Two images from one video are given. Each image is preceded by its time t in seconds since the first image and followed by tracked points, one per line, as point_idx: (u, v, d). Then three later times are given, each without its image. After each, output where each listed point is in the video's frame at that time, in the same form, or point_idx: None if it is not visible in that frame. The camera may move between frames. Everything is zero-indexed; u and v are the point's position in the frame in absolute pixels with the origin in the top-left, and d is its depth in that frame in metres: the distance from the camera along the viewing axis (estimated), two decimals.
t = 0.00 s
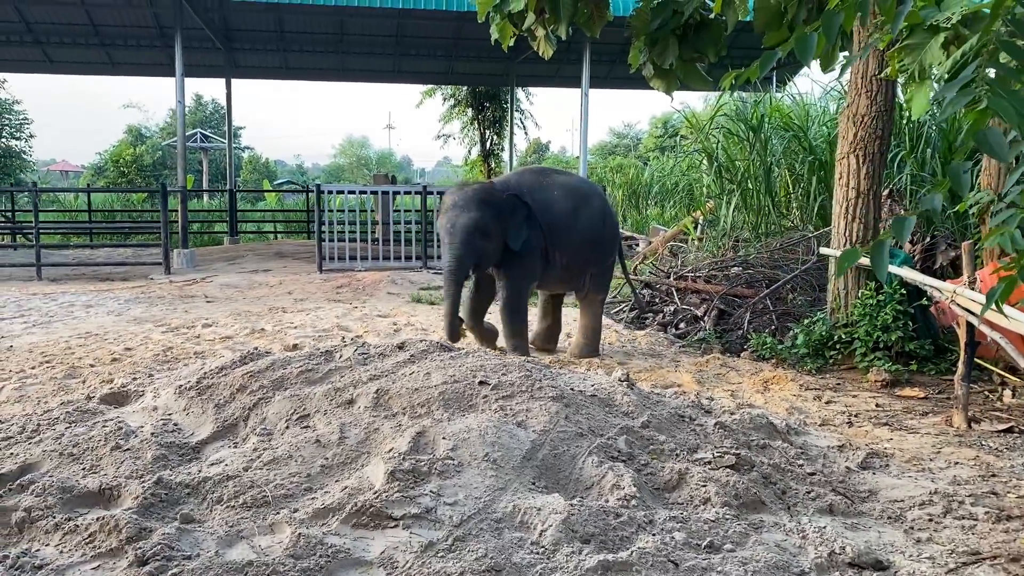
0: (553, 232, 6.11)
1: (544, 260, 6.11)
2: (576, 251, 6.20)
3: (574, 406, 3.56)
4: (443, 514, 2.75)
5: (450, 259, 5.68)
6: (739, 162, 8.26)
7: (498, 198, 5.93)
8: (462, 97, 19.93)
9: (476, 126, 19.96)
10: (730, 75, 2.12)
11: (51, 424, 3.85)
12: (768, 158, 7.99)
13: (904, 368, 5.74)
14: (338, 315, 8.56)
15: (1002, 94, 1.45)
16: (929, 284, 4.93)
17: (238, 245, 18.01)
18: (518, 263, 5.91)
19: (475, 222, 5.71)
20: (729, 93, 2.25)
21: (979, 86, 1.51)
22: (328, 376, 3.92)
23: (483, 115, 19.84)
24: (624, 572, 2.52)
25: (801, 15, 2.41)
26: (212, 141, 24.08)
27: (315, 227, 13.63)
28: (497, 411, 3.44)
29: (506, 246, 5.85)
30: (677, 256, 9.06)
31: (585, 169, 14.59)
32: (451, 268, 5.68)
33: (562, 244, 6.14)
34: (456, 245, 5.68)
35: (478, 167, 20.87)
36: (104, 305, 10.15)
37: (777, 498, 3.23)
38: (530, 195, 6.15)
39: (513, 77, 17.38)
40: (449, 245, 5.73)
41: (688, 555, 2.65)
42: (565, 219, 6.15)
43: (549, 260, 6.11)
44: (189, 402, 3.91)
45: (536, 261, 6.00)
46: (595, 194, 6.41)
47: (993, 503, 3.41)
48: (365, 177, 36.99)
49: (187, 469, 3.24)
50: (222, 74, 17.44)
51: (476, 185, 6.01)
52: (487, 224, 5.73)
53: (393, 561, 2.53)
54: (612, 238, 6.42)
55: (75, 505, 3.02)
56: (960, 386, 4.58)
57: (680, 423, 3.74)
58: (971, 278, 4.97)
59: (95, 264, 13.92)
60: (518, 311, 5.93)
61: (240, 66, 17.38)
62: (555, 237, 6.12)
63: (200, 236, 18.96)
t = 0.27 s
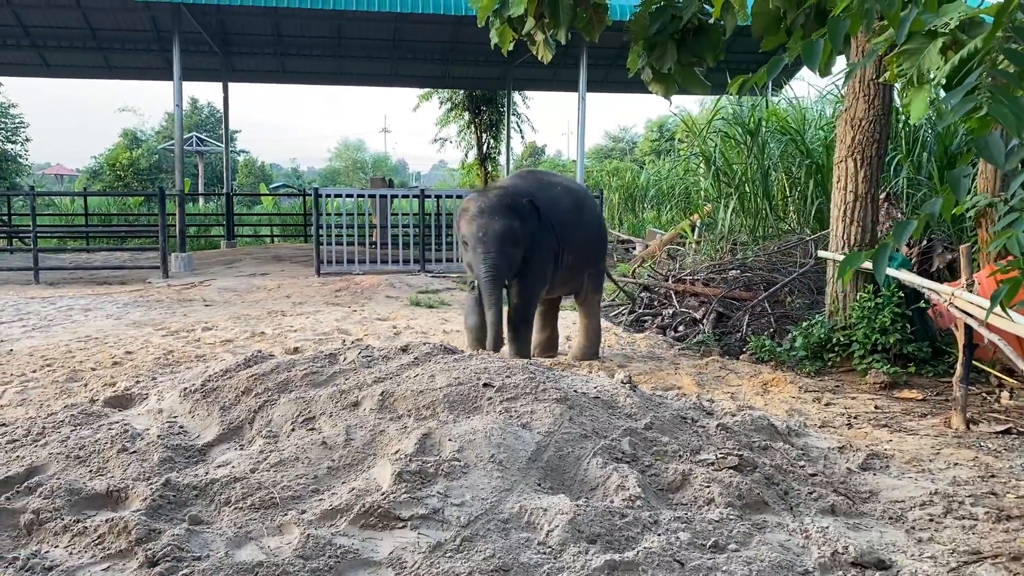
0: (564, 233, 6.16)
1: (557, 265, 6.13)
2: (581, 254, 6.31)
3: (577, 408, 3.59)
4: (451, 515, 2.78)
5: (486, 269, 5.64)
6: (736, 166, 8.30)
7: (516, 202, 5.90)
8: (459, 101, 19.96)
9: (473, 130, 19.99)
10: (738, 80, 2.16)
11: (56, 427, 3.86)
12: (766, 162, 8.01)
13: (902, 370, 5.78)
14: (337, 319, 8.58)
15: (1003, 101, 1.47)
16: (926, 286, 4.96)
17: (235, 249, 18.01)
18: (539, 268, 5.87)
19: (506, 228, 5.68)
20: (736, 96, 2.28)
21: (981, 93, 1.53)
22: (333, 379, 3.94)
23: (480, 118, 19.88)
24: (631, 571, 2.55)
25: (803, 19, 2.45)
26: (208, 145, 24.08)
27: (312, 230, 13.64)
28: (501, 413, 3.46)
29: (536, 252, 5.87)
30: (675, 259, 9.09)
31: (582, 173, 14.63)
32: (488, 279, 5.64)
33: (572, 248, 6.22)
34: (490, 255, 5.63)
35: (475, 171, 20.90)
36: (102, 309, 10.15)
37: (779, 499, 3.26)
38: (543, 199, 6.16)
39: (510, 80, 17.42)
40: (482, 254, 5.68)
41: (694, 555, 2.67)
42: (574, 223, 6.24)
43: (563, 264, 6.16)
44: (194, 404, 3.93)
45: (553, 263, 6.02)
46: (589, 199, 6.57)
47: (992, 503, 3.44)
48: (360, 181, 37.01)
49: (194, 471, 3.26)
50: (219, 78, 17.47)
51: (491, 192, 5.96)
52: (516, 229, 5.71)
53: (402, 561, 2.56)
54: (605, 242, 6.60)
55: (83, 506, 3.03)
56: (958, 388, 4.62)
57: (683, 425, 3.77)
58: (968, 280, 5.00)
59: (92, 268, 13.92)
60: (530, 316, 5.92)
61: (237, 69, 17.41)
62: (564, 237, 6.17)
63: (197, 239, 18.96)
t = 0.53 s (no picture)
0: (561, 235, 6.26)
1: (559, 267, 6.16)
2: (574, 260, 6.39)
3: (572, 409, 3.60)
4: (446, 516, 2.79)
5: (513, 268, 5.61)
6: (728, 168, 8.33)
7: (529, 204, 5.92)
8: (451, 104, 19.98)
9: (466, 133, 20.01)
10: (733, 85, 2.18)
11: (50, 430, 3.85)
12: (757, 164, 8.04)
13: (893, 371, 5.82)
14: (330, 321, 8.58)
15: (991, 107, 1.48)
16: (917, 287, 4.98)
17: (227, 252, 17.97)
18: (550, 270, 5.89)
19: (529, 229, 5.71)
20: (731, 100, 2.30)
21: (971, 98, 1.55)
22: (328, 381, 3.95)
23: (472, 121, 19.90)
24: (626, 571, 2.56)
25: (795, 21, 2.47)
26: (199, 147, 24.04)
27: (305, 233, 13.64)
28: (496, 414, 3.48)
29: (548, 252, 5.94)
30: (667, 261, 9.11)
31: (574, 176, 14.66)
32: (515, 279, 5.61)
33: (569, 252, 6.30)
34: (517, 255, 5.62)
35: (468, 173, 20.92)
36: (95, 312, 10.13)
37: (773, 499, 3.28)
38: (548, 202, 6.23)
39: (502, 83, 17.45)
40: (507, 253, 5.64)
41: (688, 555, 2.69)
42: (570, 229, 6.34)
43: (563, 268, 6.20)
44: (189, 407, 3.93)
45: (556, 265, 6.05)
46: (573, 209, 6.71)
47: (983, 503, 3.47)
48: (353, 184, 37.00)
49: (189, 473, 3.26)
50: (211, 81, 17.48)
51: (500, 194, 5.94)
52: (537, 231, 5.75)
53: (397, 562, 2.56)
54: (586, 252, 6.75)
55: (78, 509, 3.03)
56: (949, 388, 4.65)
57: (677, 426, 3.79)
58: (959, 282, 5.03)
59: (84, 271, 13.88)
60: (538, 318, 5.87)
61: (228, 72, 17.38)
62: (559, 239, 6.24)
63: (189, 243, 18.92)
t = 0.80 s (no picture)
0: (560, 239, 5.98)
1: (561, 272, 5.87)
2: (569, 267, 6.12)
3: (561, 413, 3.61)
4: (436, 521, 2.79)
5: (535, 267, 5.26)
6: (717, 171, 8.35)
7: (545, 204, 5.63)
8: (441, 107, 19.98)
9: (455, 135, 20.01)
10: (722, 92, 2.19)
11: (37, 436, 3.83)
12: (745, 167, 8.07)
13: (880, 374, 5.85)
14: (320, 325, 8.57)
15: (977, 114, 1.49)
16: (904, 291, 4.99)
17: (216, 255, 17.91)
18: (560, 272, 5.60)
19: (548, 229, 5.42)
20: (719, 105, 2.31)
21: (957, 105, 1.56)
22: (317, 386, 3.94)
23: (462, 124, 19.90)
24: (616, 574, 2.57)
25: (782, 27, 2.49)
26: (188, 150, 23.96)
27: (294, 236, 13.61)
28: (486, 418, 3.48)
29: (562, 252, 5.66)
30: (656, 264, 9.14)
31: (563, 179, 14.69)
32: (536, 279, 5.26)
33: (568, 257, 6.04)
34: (538, 253, 5.28)
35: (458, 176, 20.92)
36: (83, 316, 10.07)
37: (761, 502, 3.30)
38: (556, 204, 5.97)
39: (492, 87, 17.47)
40: (528, 251, 5.29)
41: (677, 558, 2.70)
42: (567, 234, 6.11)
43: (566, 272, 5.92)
44: (177, 412, 3.92)
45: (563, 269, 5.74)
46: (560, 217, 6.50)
47: (970, 505, 3.49)
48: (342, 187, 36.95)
49: (177, 479, 3.25)
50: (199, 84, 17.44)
51: (515, 190, 5.60)
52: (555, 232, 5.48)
53: (387, 567, 2.56)
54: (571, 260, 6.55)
55: (65, 515, 3.02)
56: (936, 391, 4.67)
57: (666, 429, 3.80)
58: (946, 285, 5.05)
59: (71, 275, 13.81)
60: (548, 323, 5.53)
61: (217, 75, 17.32)
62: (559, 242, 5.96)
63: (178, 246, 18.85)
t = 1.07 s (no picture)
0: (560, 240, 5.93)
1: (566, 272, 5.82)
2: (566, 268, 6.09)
3: (550, 415, 3.61)
4: (424, 523, 2.78)
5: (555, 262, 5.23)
6: (703, 174, 8.36)
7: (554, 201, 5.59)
8: (428, 108, 19.96)
9: (442, 137, 19.99)
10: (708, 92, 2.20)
11: (21, 439, 3.80)
12: (732, 170, 8.09)
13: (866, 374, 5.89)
14: (307, 327, 8.54)
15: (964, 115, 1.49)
16: (888, 291, 5.02)
17: (202, 257, 17.83)
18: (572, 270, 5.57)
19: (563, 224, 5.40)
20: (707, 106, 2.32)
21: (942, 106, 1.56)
22: (304, 389, 3.93)
23: (449, 126, 19.88)
24: None
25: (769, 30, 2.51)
26: (174, 152, 23.83)
27: (281, 238, 13.56)
28: (474, 421, 3.48)
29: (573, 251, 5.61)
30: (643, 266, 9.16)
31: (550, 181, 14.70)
32: (556, 275, 5.23)
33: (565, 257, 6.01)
34: (556, 249, 5.26)
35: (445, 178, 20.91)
36: (67, 319, 10.01)
37: (748, 503, 3.31)
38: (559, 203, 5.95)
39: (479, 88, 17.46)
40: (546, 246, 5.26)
41: (665, 559, 2.70)
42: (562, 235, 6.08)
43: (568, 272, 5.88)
44: (163, 415, 3.89)
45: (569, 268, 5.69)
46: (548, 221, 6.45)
47: (954, 505, 3.52)
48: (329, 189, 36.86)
49: (164, 482, 3.23)
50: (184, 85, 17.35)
51: (524, 188, 5.55)
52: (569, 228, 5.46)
53: (375, 570, 2.56)
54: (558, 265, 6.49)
55: (50, 520, 2.99)
56: (921, 392, 4.70)
57: (653, 430, 3.81)
58: (931, 286, 5.09)
59: (56, 278, 13.71)
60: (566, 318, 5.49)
61: (202, 76, 17.24)
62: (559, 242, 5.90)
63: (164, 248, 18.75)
